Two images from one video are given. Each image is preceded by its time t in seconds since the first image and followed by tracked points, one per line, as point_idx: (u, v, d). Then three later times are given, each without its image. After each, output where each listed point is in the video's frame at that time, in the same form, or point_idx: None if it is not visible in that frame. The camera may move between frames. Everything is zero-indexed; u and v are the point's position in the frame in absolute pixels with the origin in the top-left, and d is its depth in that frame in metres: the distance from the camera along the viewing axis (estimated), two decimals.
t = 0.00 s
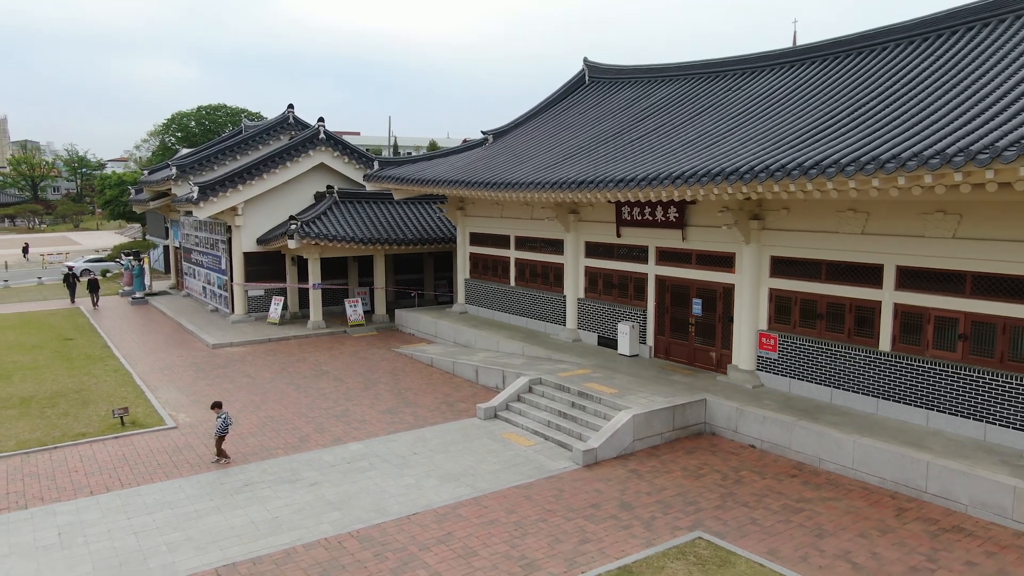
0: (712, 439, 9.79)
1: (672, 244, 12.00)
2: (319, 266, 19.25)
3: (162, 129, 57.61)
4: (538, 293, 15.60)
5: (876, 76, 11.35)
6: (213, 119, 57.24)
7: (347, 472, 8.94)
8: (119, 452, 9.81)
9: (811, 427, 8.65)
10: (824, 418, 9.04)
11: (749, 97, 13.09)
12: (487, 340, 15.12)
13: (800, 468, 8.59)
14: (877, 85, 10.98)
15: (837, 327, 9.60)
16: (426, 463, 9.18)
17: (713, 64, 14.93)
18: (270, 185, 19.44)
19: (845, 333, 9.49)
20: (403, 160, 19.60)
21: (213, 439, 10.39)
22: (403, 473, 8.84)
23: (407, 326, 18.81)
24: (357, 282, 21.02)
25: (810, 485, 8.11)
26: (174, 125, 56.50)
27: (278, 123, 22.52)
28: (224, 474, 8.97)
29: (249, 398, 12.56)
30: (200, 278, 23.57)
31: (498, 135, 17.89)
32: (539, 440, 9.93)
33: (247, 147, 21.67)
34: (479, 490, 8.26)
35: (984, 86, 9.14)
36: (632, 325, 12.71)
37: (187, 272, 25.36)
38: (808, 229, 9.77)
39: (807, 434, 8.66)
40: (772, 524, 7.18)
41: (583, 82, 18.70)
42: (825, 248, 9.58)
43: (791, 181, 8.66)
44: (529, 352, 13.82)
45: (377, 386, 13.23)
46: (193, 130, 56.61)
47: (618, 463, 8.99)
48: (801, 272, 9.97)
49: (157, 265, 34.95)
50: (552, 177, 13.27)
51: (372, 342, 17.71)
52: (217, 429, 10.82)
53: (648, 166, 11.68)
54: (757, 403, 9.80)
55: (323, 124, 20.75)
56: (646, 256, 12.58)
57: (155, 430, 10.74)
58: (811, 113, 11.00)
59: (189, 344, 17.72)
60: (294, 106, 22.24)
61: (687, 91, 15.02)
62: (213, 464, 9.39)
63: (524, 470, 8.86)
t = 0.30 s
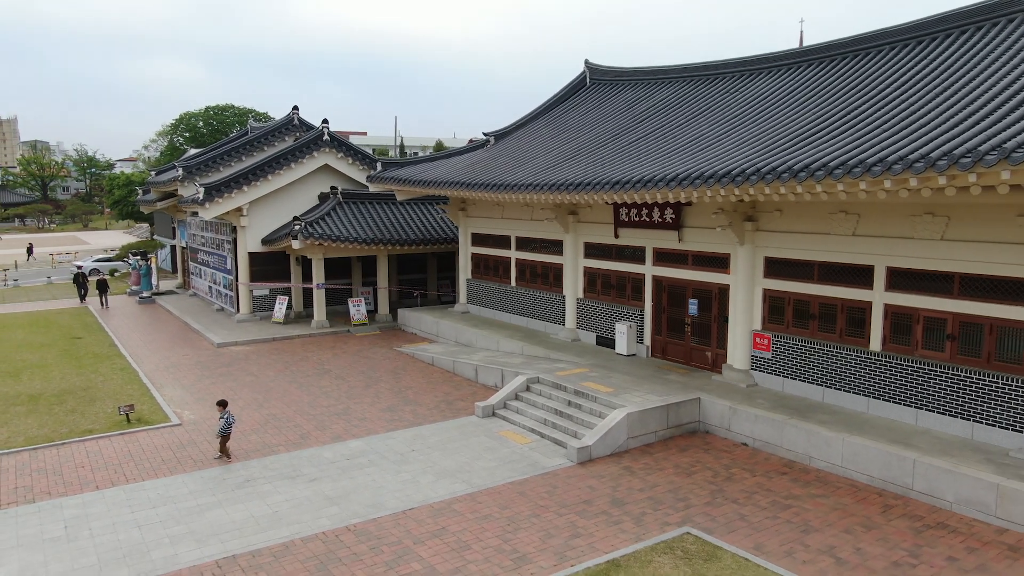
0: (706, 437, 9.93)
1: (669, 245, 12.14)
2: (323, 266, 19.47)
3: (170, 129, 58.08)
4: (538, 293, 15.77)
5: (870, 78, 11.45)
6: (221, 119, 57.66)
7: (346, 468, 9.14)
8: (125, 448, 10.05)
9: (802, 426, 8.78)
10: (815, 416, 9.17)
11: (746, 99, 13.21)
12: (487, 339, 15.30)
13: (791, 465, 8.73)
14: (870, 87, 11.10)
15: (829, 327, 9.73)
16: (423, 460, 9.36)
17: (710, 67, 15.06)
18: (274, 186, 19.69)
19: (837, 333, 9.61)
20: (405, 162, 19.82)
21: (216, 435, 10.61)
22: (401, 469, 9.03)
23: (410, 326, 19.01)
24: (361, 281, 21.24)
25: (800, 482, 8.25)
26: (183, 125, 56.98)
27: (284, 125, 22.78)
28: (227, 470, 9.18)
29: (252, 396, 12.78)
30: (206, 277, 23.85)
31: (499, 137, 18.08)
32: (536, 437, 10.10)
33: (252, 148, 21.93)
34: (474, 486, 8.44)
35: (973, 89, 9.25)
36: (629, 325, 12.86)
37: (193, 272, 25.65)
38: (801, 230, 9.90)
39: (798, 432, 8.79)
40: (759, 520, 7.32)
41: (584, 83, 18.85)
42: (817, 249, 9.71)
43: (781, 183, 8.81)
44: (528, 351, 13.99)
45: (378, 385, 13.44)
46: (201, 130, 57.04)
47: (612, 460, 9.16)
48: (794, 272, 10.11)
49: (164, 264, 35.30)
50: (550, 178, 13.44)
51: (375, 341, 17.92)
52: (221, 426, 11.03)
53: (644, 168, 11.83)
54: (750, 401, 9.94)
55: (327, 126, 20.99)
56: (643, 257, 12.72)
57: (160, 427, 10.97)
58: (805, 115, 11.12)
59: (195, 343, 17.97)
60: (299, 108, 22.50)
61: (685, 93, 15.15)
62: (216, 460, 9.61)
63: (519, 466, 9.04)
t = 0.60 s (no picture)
0: (700, 437, 10.08)
1: (666, 247, 12.29)
2: (326, 267, 19.69)
3: (178, 130, 58.54)
4: (538, 294, 15.94)
5: (865, 83, 11.56)
6: (228, 119, 58.07)
7: (346, 466, 9.33)
8: (130, 446, 10.27)
9: (793, 426, 8.92)
10: (807, 417, 9.31)
11: (743, 103, 13.32)
12: (488, 339, 15.48)
13: (782, 465, 8.88)
14: (863, 92, 11.22)
15: (821, 329, 9.87)
16: (421, 458, 9.54)
17: (708, 70, 15.19)
18: (279, 188, 19.92)
19: (829, 334, 9.75)
20: (408, 164, 20.02)
21: (220, 434, 10.82)
22: (399, 467, 9.22)
23: (412, 326, 19.20)
24: (364, 282, 21.45)
25: (790, 481, 8.40)
26: (191, 126, 57.43)
27: (288, 127, 23.03)
28: (229, 468, 9.39)
29: (255, 395, 13.00)
30: (212, 278, 24.12)
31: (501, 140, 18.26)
32: (532, 436, 10.27)
33: (258, 151, 22.18)
34: (470, 484, 8.61)
35: (963, 94, 9.36)
36: (627, 326, 13.01)
37: (199, 272, 25.93)
38: (795, 233, 10.03)
39: (789, 432, 8.93)
40: (748, 518, 7.47)
41: (585, 86, 19.01)
42: (810, 251, 9.85)
43: (773, 187, 8.95)
44: (528, 352, 14.16)
45: (379, 384, 13.63)
46: (209, 130, 57.46)
47: (606, 459, 9.32)
48: (787, 275, 10.25)
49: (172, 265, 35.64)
50: (549, 181, 13.60)
51: (378, 341, 18.12)
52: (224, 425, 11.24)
53: (641, 171, 11.98)
54: (744, 402, 10.08)
55: (331, 128, 21.22)
56: (641, 258, 12.87)
57: (164, 425, 11.20)
58: (800, 120, 11.24)
59: (200, 343, 18.22)
60: (304, 111, 22.75)
61: (684, 96, 15.28)
62: (219, 457, 9.82)
63: (515, 465, 9.21)
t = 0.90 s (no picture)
0: (695, 438, 10.23)
1: (663, 250, 12.43)
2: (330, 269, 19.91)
3: (187, 131, 59.00)
4: (539, 296, 16.11)
5: (861, 88, 11.69)
6: (236, 120, 58.49)
7: (346, 466, 9.53)
8: (136, 445, 10.50)
9: (786, 428, 9.05)
10: (799, 419, 9.45)
11: (741, 108, 13.45)
12: (489, 341, 15.66)
13: (774, 466, 9.02)
14: (857, 97, 11.35)
15: (815, 332, 10.00)
16: (420, 458, 9.73)
17: (708, 75, 15.34)
18: (284, 191, 20.15)
19: (822, 337, 9.88)
20: (411, 167, 20.23)
21: (223, 434, 11.04)
22: (398, 467, 9.41)
23: (415, 327, 19.40)
24: (368, 284, 21.67)
25: (781, 482, 8.54)
26: (199, 128, 57.87)
27: (293, 130, 23.28)
28: (232, 467, 9.60)
29: (259, 395, 13.22)
30: (218, 279, 24.39)
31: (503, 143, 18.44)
32: (529, 437, 10.45)
33: (263, 153, 22.43)
34: (467, 484, 8.79)
35: (954, 101, 9.47)
36: (625, 328, 13.17)
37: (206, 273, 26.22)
38: (789, 237, 10.17)
39: (781, 434, 9.08)
40: (738, 518, 7.62)
41: (586, 90, 19.17)
42: (803, 255, 9.98)
43: (765, 193, 9.10)
44: (528, 353, 14.33)
45: (381, 385, 13.83)
46: (217, 131, 57.87)
47: (601, 460, 9.49)
48: (782, 278, 10.38)
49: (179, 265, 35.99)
50: (549, 185, 13.77)
51: (381, 342, 18.33)
52: (228, 425, 11.46)
53: (638, 176, 12.13)
54: (739, 404, 10.22)
55: (335, 131, 21.44)
56: (639, 261, 13.02)
57: (170, 425, 11.43)
58: (796, 125, 11.37)
59: (206, 344, 18.48)
60: (309, 114, 22.99)
61: (683, 101, 15.42)
62: (222, 457, 10.04)
63: (512, 465, 9.38)
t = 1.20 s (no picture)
0: (691, 440, 10.38)
1: (662, 255, 12.58)
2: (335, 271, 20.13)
3: (195, 132, 59.44)
4: (540, 298, 16.28)
5: (858, 94, 11.80)
6: (243, 121, 58.90)
7: (348, 467, 9.73)
8: (143, 446, 10.74)
9: (779, 431, 9.20)
10: (793, 422, 9.59)
11: (740, 113, 13.59)
12: (491, 343, 15.84)
13: (767, 468, 9.17)
14: (854, 104, 11.46)
15: (809, 336, 10.13)
16: (420, 459, 9.92)
17: (708, 80, 15.48)
18: (290, 194, 20.39)
19: (817, 341, 10.01)
20: (415, 171, 20.42)
21: (229, 434, 11.26)
22: (399, 468, 9.60)
23: (419, 329, 19.60)
24: (373, 286, 21.89)
25: (774, 484, 8.68)
26: (207, 129, 58.29)
27: (299, 133, 23.51)
28: (237, 467, 9.82)
29: (264, 396, 13.45)
30: (225, 281, 24.66)
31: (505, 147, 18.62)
32: (528, 439, 10.62)
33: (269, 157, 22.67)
34: (465, 484, 8.97)
35: (947, 108, 9.59)
36: (625, 331, 13.32)
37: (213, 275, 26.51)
38: (785, 243, 10.30)
39: (775, 437, 9.22)
40: (730, 519, 7.78)
41: (589, 94, 19.33)
42: (798, 261, 10.12)
43: (759, 200, 9.24)
44: (529, 356, 14.50)
45: (384, 387, 14.04)
46: (224, 132, 58.27)
47: (598, 461, 9.66)
48: (778, 283, 10.52)
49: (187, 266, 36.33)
50: (549, 190, 13.95)
51: (385, 344, 18.54)
52: (233, 426, 11.68)
53: (637, 181, 12.29)
54: (734, 407, 10.36)
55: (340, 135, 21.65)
56: (639, 265, 13.17)
57: (176, 426, 11.67)
58: (792, 131, 11.51)
59: (213, 345, 18.74)
60: (314, 117, 23.22)
61: (684, 106, 15.56)
62: (228, 457, 10.26)
63: (510, 467, 9.56)
